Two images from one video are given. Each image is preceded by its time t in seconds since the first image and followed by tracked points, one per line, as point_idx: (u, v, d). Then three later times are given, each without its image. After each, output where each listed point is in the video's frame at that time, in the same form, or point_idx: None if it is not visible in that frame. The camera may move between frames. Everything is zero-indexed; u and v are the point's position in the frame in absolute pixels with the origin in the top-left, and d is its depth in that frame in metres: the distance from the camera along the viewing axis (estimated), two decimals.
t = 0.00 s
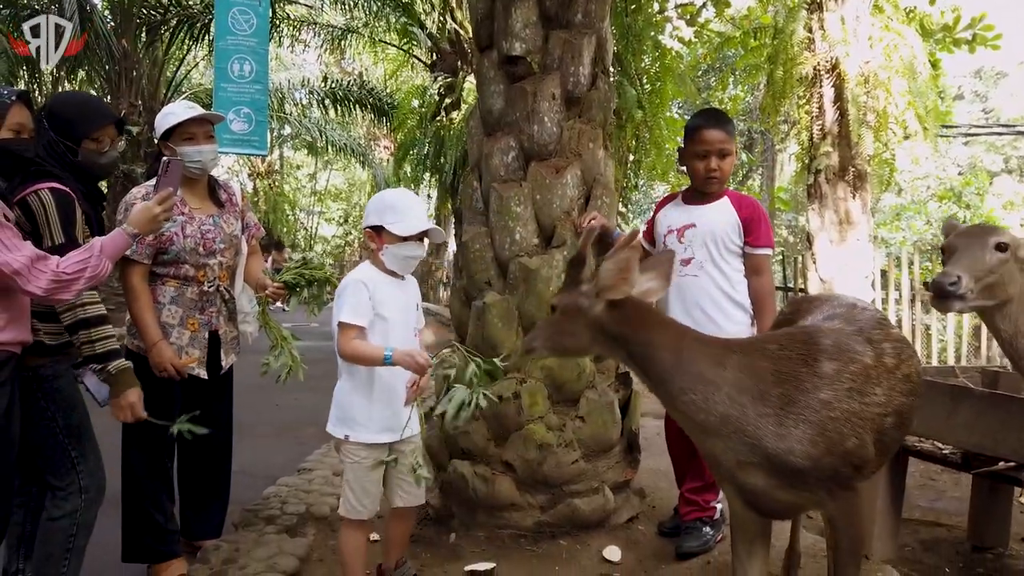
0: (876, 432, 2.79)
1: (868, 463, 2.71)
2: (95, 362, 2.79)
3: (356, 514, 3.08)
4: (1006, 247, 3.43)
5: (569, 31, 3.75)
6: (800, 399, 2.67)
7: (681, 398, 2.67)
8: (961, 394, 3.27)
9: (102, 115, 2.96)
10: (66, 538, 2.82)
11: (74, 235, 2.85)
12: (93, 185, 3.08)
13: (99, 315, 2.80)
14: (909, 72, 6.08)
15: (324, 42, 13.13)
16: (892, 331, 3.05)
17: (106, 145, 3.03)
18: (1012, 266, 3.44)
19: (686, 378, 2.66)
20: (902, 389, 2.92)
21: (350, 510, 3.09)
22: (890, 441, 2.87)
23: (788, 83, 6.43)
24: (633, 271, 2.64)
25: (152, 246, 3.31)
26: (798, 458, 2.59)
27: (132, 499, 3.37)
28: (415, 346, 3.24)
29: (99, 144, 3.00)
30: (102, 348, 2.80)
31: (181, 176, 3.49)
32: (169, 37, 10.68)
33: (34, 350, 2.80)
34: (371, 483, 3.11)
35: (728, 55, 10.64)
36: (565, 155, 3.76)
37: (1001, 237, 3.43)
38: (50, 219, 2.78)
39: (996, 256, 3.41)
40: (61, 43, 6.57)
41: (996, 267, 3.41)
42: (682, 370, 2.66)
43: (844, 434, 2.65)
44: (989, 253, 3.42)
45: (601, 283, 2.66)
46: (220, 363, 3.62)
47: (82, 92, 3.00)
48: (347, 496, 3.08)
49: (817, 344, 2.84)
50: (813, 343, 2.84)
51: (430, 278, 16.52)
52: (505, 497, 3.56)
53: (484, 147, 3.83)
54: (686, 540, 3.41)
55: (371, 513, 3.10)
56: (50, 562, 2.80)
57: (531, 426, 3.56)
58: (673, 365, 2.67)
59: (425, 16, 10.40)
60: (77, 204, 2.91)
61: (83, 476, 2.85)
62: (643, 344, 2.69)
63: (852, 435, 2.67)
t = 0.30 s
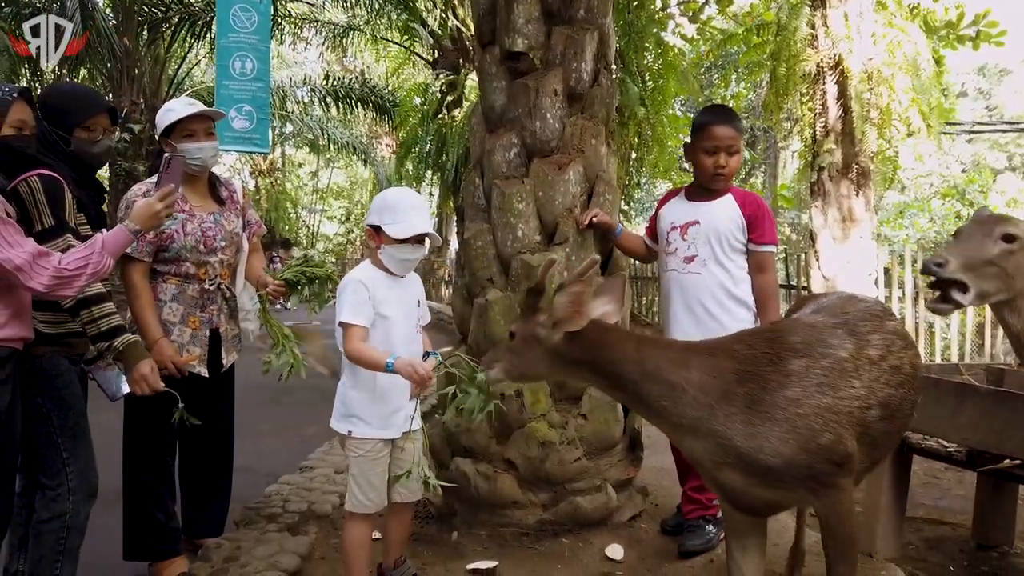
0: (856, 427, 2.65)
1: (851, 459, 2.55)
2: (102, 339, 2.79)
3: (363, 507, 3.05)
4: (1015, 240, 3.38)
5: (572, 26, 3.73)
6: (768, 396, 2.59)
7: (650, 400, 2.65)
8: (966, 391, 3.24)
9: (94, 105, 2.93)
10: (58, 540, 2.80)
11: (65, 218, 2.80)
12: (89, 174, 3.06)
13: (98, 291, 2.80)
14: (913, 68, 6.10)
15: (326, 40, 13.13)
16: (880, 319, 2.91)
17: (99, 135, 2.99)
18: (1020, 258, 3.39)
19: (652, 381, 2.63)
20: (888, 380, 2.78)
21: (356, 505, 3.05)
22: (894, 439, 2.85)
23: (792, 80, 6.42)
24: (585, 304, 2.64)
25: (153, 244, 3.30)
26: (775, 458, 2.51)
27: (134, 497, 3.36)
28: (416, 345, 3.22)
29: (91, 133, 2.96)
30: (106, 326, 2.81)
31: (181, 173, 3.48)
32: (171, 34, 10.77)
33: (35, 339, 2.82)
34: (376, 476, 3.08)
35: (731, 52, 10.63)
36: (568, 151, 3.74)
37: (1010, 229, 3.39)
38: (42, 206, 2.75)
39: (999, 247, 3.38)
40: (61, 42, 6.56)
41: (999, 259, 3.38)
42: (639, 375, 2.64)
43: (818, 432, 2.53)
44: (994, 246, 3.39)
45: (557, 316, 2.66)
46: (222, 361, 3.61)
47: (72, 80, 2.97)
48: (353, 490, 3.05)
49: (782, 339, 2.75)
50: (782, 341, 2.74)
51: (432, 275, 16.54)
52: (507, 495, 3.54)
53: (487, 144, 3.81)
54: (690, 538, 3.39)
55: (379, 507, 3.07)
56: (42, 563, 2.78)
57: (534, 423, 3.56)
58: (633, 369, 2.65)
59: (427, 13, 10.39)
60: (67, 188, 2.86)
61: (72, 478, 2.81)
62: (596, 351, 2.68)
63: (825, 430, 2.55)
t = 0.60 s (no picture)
0: (849, 423, 2.60)
1: (843, 455, 2.51)
2: (114, 322, 2.84)
3: (372, 505, 3.03)
4: (1008, 224, 3.28)
5: (576, 23, 3.71)
6: (750, 393, 2.58)
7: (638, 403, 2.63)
8: (974, 390, 3.22)
9: (98, 100, 2.99)
10: (47, 539, 2.78)
11: (68, 212, 2.80)
12: (92, 170, 3.08)
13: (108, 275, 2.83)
14: (918, 66, 6.03)
15: (328, 39, 13.12)
16: (879, 315, 2.85)
17: (102, 130, 3.04)
18: (1012, 241, 3.28)
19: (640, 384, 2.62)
20: (885, 376, 2.71)
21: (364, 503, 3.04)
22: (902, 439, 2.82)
23: (796, 78, 6.38)
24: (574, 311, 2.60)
25: (155, 242, 3.29)
26: (769, 457, 2.48)
27: (137, 497, 3.35)
28: (422, 344, 3.20)
29: (93, 128, 3.01)
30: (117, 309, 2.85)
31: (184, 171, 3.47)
32: (173, 33, 10.85)
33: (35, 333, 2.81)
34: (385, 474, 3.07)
35: (734, 50, 10.62)
36: (573, 148, 3.72)
37: (1003, 212, 3.29)
38: (45, 201, 2.74)
39: (985, 229, 3.30)
40: (61, 42, 6.55)
41: (985, 242, 3.30)
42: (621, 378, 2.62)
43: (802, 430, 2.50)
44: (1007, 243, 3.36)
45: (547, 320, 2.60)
46: (225, 360, 3.60)
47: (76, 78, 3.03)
48: (361, 488, 3.04)
49: (767, 337, 2.71)
50: (766, 338, 2.71)
51: (435, 274, 16.54)
52: (511, 494, 3.52)
53: (491, 141, 3.79)
54: (696, 538, 3.36)
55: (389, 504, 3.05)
56: (33, 563, 2.76)
57: (539, 423, 3.53)
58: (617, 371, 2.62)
59: (429, 12, 10.38)
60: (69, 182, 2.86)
61: (62, 477, 2.79)
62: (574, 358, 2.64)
63: (811, 426, 2.52)
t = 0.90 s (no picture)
0: (854, 422, 2.58)
1: (848, 455, 2.48)
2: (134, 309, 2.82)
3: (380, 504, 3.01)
4: (1000, 216, 3.25)
5: (580, 20, 3.70)
6: (753, 392, 2.56)
7: (639, 401, 2.61)
8: (981, 388, 3.20)
9: (103, 96, 2.98)
10: (47, 539, 2.76)
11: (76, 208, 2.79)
12: (98, 168, 3.07)
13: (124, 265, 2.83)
14: (921, 65, 5.99)
15: (330, 38, 13.13)
16: (883, 312, 2.82)
17: (108, 127, 3.03)
18: (1006, 233, 3.25)
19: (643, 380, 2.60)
20: (889, 374, 2.69)
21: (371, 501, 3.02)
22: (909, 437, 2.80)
23: (799, 76, 6.34)
24: (586, 306, 2.59)
25: (157, 240, 3.28)
26: (774, 456, 2.46)
27: (139, 496, 3.34)
28: (429, 341, 3.18)
29: (100, 125, 3.00)
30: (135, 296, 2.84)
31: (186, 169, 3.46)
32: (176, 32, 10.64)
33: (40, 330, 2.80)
34: (391, 472, 3.05)
35: (736, 49, 10.60)
36: (576, 146, 3.70)
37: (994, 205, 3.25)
38: (52, 198, 2.73)
39: (977, 222, 3.27)
40: (63, 42, 6.55)
41: (974, 234, 3.27)
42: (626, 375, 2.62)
43: (807, 426, 2.50)
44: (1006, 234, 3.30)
45: (553, 318, 2.61)
46: (228, 358, 3.59)
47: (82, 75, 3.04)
48: (368, 487, 3.01)
49: (768, 335, 2.70)
50: (769, 336, 2.70)
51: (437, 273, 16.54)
52: (515, 493, 3.51)
53: (494, 139, 3.77)
54: (700, 537, 3.35)
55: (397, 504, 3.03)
56: (35, 563, 2.75)
57: (542, 421, 3.52)
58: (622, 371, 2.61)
59: (432, 11, 10.37)
60: (74, 180, 2.85)
61: (63, 476, 2.78)
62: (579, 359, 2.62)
63: (815, 426, 2.50)
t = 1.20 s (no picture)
0: (872, 420, 2.54)
1: (868, 454, 2.45)
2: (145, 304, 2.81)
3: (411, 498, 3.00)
4: None
5: (588, 15, 3.67)
6: (774, 390, 2.51)
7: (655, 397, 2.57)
8: (997, 386, 3.16)
9: (110, 93, 2.95)
10: (53, 538, 2.74)
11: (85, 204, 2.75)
12: (106, 165, 3.04)
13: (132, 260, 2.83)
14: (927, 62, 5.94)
15: (334, 36, 13.13)
16: (898, 309, 2.80)
17: (115, 125, 3.01)
18: None
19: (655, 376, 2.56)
20: (908, 370, 2.66)
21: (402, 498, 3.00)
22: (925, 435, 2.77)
23: (804, 74, 6.29)
24: (591, 304, 2.55)
25: (162, 236, 3.26)
26: (797, 455, 2.42)
27: (144, 495, 3.31)
28: (447, 337, 3.14)
29: (106, 122, 2.97)
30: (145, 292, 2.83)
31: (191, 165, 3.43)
32: (180, 31, 10.72)
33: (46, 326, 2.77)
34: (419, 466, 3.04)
35: (740, 47, 10.56)
36: (584, 142, 3.67)
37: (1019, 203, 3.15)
38: (61, 194, 2.70)
39: (1001, 220, 3.14)
40: (64, 41, 6.53)
41: (1001, 232, 3.14)
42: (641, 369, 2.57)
43: (828, 425, 2.46)
44: None
45: (557, 317, 2.58)
46: (233, 355, 3.57)
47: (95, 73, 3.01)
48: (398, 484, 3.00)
49: (789, 332, 2.66)
50: (789, 333, 2.66)
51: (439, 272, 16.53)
52: (523, 492, 3.48)
53: (501, 135, 3.74)
54: (711, 537, 3.31)
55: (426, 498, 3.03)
56: (40, 561, 2.72)
57: (550, 419, 3.49)
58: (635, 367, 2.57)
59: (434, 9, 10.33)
60: (82, 177, 2.82)
61: (69, 475, 2.75)
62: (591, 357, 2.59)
63: (837, 424, 2.46)
